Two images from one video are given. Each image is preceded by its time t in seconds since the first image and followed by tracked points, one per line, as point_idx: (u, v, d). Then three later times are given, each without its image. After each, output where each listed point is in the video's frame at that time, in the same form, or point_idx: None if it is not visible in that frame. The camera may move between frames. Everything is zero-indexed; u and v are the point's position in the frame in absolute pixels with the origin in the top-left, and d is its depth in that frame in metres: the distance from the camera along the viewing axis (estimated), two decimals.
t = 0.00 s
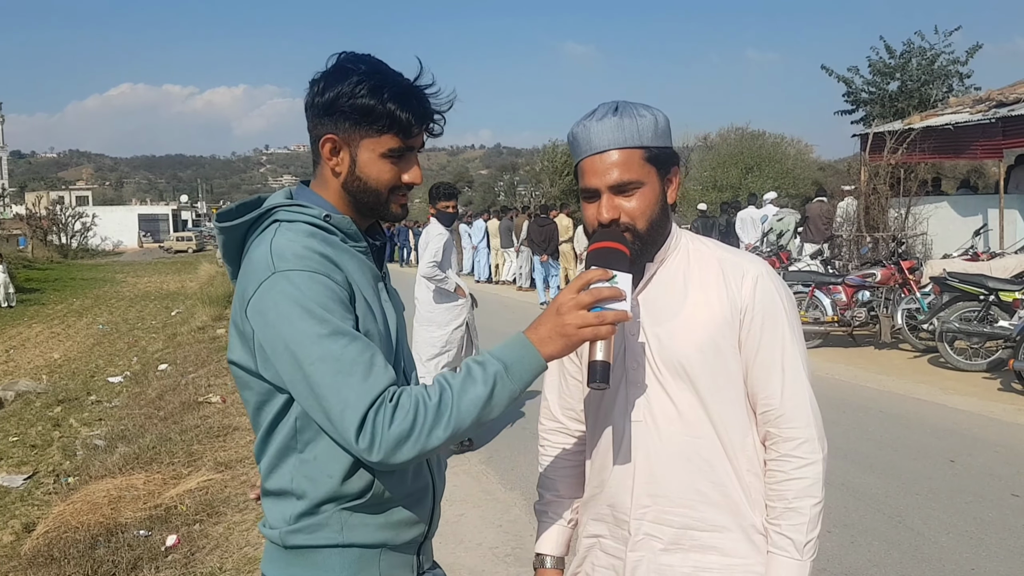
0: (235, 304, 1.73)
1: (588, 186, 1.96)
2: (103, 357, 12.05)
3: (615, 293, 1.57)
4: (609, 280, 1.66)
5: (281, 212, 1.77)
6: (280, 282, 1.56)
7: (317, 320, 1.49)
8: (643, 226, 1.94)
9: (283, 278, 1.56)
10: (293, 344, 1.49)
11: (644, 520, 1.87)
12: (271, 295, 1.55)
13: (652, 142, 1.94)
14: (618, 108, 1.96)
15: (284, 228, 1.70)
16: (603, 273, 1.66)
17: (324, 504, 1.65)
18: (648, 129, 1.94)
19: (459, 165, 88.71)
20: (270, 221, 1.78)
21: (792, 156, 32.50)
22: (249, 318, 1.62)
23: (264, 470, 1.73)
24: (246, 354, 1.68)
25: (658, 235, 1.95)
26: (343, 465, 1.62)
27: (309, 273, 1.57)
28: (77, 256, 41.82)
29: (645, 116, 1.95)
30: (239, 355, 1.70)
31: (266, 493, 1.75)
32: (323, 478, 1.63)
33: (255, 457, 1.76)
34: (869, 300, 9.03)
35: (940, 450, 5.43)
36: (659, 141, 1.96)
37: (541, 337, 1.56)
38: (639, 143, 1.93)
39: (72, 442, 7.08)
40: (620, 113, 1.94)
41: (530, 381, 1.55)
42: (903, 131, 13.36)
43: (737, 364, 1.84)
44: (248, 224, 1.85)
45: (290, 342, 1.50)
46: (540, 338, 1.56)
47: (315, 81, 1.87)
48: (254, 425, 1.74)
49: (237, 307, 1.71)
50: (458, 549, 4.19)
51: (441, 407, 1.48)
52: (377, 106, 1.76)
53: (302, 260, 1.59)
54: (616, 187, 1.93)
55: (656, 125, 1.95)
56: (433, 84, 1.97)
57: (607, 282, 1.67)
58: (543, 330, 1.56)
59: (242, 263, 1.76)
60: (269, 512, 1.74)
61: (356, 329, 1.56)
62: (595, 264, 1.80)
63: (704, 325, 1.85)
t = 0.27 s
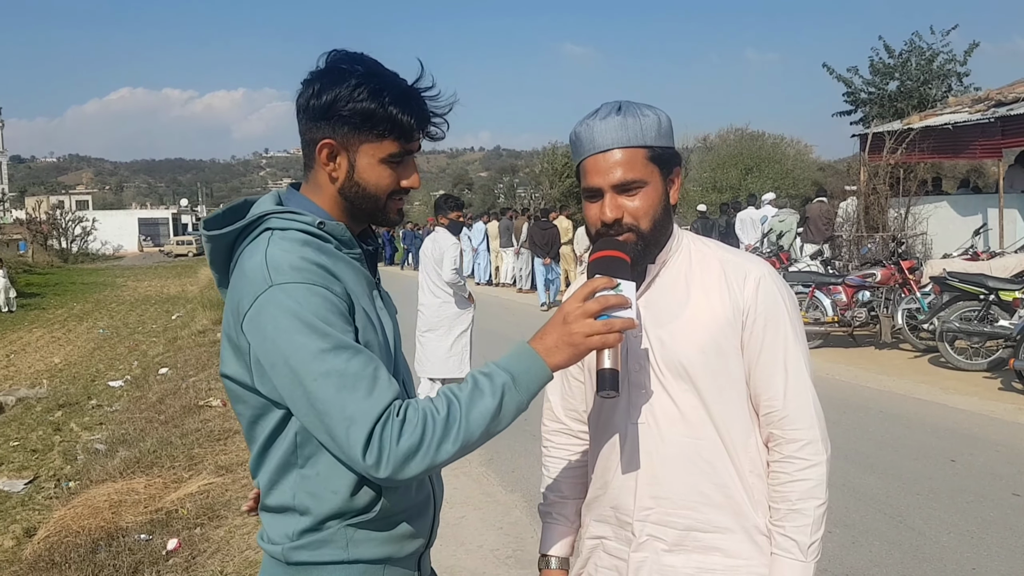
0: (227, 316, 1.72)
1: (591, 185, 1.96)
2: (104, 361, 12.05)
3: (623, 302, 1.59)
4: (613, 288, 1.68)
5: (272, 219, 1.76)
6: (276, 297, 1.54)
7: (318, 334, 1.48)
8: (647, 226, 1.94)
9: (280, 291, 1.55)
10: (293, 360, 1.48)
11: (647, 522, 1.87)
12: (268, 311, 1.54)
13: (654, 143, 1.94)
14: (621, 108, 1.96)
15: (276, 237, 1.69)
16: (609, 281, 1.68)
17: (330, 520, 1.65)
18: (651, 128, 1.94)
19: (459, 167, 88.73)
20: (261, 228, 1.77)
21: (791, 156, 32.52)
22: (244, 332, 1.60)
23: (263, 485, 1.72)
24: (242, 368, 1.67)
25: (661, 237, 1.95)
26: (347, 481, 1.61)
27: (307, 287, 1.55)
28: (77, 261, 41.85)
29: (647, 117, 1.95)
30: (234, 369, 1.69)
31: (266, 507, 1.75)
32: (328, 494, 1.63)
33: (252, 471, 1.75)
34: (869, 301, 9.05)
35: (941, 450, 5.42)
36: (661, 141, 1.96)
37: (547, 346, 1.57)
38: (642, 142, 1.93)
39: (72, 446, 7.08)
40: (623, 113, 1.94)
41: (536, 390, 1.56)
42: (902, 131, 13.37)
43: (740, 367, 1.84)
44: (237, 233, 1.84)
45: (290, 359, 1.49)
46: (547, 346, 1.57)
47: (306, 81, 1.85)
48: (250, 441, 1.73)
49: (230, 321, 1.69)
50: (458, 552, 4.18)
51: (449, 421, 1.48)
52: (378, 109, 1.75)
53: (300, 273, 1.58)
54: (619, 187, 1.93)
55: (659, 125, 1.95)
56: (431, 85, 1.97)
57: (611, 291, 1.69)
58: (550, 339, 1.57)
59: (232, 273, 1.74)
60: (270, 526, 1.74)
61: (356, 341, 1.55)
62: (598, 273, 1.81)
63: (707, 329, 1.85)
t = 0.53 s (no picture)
0: (231, 328, 1.72)
1: (599, 193, 1.96)
2: (108, 366, 12.08)
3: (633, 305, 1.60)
4: (623, 292, 1.69)
5: (273, 228, 1.76)
6: (284, 309, 1.55)
7: (328, 347, 1.49)
8: (656, 233, 1.95)
9: (286, 303, 1.55)
10: (303, 375, 1.49)
11: (657, 527, 1.88)
12: (276, 324, 1.54)
13: (663, 148, 1.95)
14: (630, 114, 1.96)
15: (279, 246, 1.69)
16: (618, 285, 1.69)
17: (337, 533, 1.67)
18: (660, 135, 1.94)
19: (462, 172, 88.87)
20: (263, 236, 1.77)
21: (794, 160, 32.53)
22: (251, 346, 1.61)
23: (268, 497, 1.73)
24: (247, 381, 1.67)
25: (668, 244, 1.96)
26: (356, 493, 1.63)
27: (315, 298, 1.56)
28: (81, 266, 41.96)
29: (656, 122, 1.95)
30: (238, 382, 1.69)
31: (270, 519, 1.76)
32: (337, 506, 1.64)
33: (256, 483, 1.76)
34: (871, 305, 9.04)
35: (944, 454, 5.41)
36: (669, 148, 1.96)
37: (558, 352, 1.58)
38: (651, 150, 1.93)
39: (76, 451, 7.09)
40: (632, 120, 1.94)
41: (547, 397, 1.57)
42: (905, 135, 13.37)
43: (748, 373, 1.85)
44: (237, 242, 1.85)
45: (300, 373, 1.49)
46: (558, 352, 1.58)
47: (307, 89, 1.85)
48: (255, 453, 1.73)
49: (235, 333, 1.70)
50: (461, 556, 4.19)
51: (462, 431, 1.50)
52: (383, 115, 1.77)
53: (307, 283, 1.59)
54: (628, 194, 1.93)
55: (668, 131, 1.95)
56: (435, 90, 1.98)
57: (621, 295, 1.70)
58: (560, 345, 1.59)
59: (235, 283, 1.75)
60: (275, 538, 1.75)
61: (365, 351, 1.56)
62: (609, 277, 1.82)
63: (716, 336, 1.86)
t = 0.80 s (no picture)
0: (236, 338, 1.73)
1: (613, 194, 1.97)
2: (111, 371, 12.11)
3: (639, 309, 1.62)
4: (631, 296, 1.71)
5: (276, 237, 1.78)
6: (291, 320, 1.56)
7: (337, 357, 1.51)
8: (667, 238, 1.96)
9: (293, 314, 1.57)
10: (311, 386, 1.50)
11: (664, 534, 1.89)
12: (283, 335, 1.55)
13: (680, 154, 1.97)
14: (648, 116, 1.97)
15: (282, 255, 1.71)
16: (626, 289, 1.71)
17: (345, 542, 1.68)
18: (678, 140, 1.96)
19: (465, 176, 88.97)
20: (266, 245, 1.79)
21: (796, 164, 32.54)
22: (257, 358, 1.62)
23: (275, 507, 1.74)
24: (253, 392, 1.69)
25: (678, 249, 1.98)
26: (365, 501, 1.65)
27: (323, 308, 1.58)
28: (85, 271, 42.09)
29: (675, 127, 1.97)
30: (244, 393, 1.71)
31: (276, 529, 1.77)
32: (345, 515, 1.66)
33: (262, 493, 1.77)
34: (876, 308, 9.15)
35: (948, 458, 5.41)
36: (686, 152, 1.98)
37: (566, 356, 1.60)
38: (667, 153, 1.95)
39: (80, 456, 7.12)
40: (651, 122, 1.95)
41: (556, 402, 1.59)
42: (907, 139, 13.37)
43: (756, 381, 1.87)
44: (238, 251, 1.87)
45: (308, 384, 1.50)
46: (565, 356, 1.60)
47: (306, 96, 1.87)
48: (261, 463, 1.75)
49: (240, 345, 1.71)
50: (465, 561, 4.20)
51: (473, 438, 1.52)
52: (386, 123, 1.79)
53: (313, 293, 1.60)
54: (642, 197, 1.95)
55: (686, 136, 1.97)
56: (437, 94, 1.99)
57: (629, 298, 1.72)
58: (568, 349, 1.60)
59: (239, 293, 1.76)
60: (281, 548, 1.77)
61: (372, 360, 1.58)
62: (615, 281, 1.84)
63: (726, 344, 1.88)
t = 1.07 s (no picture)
0: (243, 346, 1.74)
1: (625, 196, 1.98)
2: (116, 375, 12.14)
3: (645, 309, 1.63)
4: (638, 296, 1.72)
5: (281, 242, 1.78)
6: (298, 327, 1.56)
7: (345, 362, 1.51)
8: (677, 241, 1.97)
9: (300, 320, 1.57)
10: (320, 391, 1.51)
11: (670, 539, 1.90)
12: (290, 342, 1.56)
13: (695, 158, 1.97)
14: (666, 119, 1.98)
15: (287, 261, 1.71)
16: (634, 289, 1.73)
17: (354, 547, 1.69)
18: (694, 143, 1.97)
19: (469, 180, 89.10)
20: (271, 251, 1.80)
21: (800, 167, 32.55)
22: (265, 365, 1.62)
23: (284, 514, 1.75)
24: (261, 399, 1.69)
25: (689, 253, 1.98)
26: (375, 506, 1.66)
27: (329, 313, 1.58)
28: (89, 275, 42.21)
29: (691, 131, 1.97)
30: (252, 400, 1.71)
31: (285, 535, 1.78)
32: (354, 520, 1.67)
33: (271, 500, 1.78)
34: (880, 312, 9.12)
35: (952, 462, 5.40)
36: (701, 156, 1.99)
37: (575, 357, 1.61)
38: (682, 157, 1.96)
39: (84, 460, 7.13)
40: (668, 125, 1.96)
41: (565, 404, 1.60)
42: (911, 142, 13.36)
43: (764, 386, 1.87)
44: (243, 257, 1.87)
45: (317, 390, 1.51)
46: (572, 358, 1.61)
47: (303, 100, 1.88)
48: (270, 469, 1.75)
49: (247, 353, 1.71)
50: (469, 565, 4.20)
51: (482, 441, 1.53)
52: (385, 124, 1.79)
53: (319, 299, 1.61)
54: (654, 200, 1.95)
55: (702, 140, 1.97)
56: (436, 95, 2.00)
57: (636, 298, 1.73)
58: (577, 350, 1.61)
59: (245, 300, 1.77)
60: (290, 554, 1.78)
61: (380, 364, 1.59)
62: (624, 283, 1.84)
63: (733, 349, 1.88)
